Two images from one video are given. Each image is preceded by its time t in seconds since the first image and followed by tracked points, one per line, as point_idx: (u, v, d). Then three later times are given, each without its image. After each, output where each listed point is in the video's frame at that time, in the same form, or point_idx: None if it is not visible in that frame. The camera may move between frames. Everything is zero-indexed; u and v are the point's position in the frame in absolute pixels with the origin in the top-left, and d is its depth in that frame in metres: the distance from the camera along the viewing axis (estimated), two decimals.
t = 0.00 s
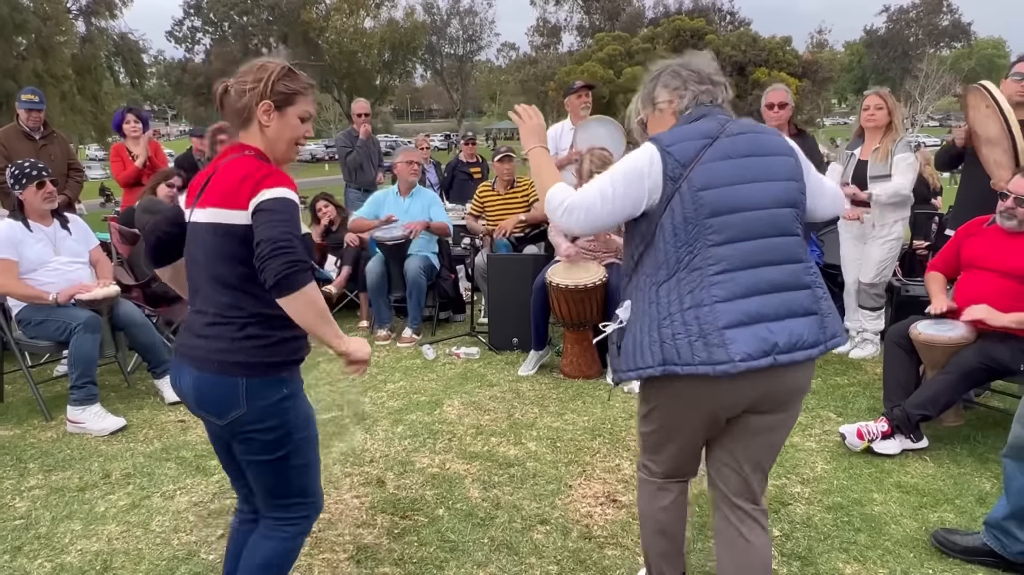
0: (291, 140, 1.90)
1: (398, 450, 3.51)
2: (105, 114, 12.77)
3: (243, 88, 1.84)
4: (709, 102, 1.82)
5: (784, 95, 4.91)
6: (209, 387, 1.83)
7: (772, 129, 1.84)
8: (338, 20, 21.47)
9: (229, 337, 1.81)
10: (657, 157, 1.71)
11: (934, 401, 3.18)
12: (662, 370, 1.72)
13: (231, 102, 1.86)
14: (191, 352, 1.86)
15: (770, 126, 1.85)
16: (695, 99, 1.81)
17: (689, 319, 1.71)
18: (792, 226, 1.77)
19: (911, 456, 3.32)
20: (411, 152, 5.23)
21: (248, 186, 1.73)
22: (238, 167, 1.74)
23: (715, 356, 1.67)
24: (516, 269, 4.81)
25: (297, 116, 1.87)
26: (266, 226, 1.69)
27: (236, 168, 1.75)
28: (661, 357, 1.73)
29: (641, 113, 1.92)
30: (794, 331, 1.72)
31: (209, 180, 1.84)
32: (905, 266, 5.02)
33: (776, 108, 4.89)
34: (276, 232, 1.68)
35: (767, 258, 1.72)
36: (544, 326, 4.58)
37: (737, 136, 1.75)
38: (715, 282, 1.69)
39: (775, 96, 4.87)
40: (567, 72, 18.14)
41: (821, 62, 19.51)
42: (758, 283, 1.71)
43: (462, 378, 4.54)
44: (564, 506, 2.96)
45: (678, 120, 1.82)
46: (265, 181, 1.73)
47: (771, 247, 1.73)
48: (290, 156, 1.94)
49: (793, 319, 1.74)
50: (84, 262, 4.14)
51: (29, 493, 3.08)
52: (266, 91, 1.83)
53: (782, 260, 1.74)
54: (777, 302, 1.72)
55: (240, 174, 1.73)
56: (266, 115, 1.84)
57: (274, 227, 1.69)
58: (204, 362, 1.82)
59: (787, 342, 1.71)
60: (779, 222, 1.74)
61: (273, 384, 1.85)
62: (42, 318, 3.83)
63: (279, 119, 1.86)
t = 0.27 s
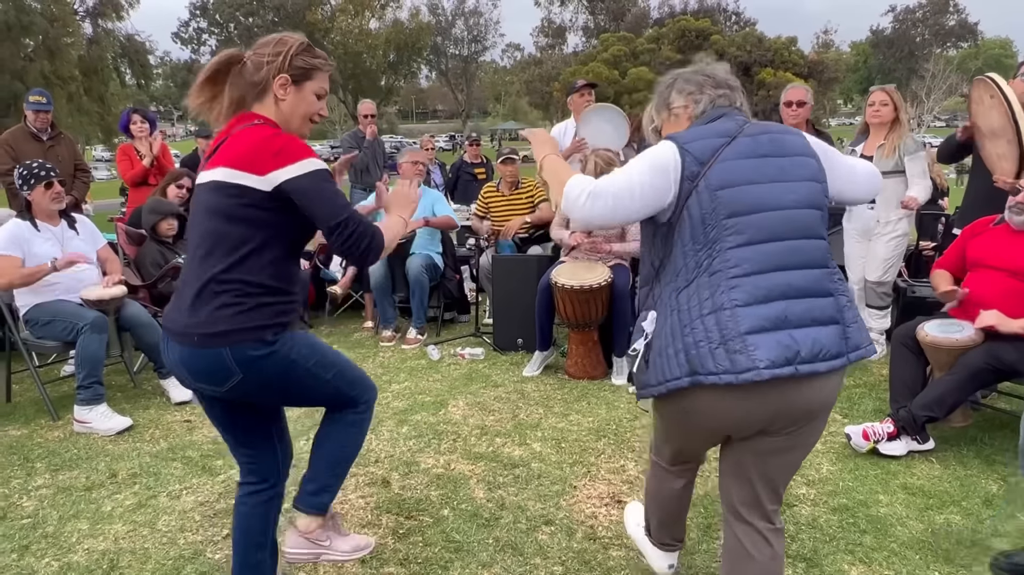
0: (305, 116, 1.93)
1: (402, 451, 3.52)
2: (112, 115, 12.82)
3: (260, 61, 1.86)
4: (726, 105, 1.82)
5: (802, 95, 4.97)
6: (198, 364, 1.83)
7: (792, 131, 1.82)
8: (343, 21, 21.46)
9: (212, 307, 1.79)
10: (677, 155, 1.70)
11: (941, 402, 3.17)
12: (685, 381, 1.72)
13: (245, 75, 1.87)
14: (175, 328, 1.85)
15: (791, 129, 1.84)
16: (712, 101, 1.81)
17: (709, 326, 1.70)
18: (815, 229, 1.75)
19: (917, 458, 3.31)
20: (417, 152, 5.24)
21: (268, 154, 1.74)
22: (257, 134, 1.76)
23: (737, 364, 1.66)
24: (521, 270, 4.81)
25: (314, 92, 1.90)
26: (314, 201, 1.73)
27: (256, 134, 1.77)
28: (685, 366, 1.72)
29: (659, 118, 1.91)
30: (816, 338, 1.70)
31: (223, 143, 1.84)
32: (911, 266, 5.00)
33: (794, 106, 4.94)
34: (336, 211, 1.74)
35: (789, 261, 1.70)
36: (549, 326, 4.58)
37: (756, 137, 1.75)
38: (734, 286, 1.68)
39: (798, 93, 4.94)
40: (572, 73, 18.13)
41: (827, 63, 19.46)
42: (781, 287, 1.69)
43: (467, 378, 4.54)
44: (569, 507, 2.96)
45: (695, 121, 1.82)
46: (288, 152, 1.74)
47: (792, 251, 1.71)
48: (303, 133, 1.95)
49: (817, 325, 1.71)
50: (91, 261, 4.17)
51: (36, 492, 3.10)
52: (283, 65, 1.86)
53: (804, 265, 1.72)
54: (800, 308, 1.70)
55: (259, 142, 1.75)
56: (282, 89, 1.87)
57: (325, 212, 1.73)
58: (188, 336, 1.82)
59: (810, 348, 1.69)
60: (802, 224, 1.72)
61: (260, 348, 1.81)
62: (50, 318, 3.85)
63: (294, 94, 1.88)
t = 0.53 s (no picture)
0: (315, 155, 1.92)
1: (410, 451, 3.52)
2: (122, 116, 12.90)
3: (270, 102, 1.86)
4: (743, 139, 1.62)
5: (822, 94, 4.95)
6: (229, 409, 1.87)
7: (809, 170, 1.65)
8: (352, 23, 21.45)
9: (243, 355, 1.83)
10: (685, 203, 1.53)
11: (951, 405, 3.15)
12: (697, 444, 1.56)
13: (256, 111, 1.87)
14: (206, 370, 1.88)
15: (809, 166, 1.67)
16: (727, 134, 1.61)
17: (718, 387, 1.53)
18: (832, 283, 1.60)
19: (927, 461, 3.29)
20: (427, 154, 5.25)
21: (278, 202, 1.74)
22: (267, 182, 1.76)
23: (752, 431, 1.50)
24: (529, 272, 4.81)
25: (322, 131, 1.89)
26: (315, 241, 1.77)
27: (265, 181, 1.77)
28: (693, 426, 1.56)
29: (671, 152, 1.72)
30: (830, 402, 1.56)
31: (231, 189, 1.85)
32: (922, 268, 4.96)
33: (811, 107, 4.95)
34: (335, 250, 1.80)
35: (803, 319, 1.55)
36: (556, 328, 4.58)
37: (773, 181, 1.58)
38: (747, 345, 1.51)
39: (815, 94, 4.93)
40: (580, 73, 18.11)
41: (836, 63, 19.39)
42: (795, 347, 1.54)
43: (475, 379, 4.54)
44: (576, 508, 2.96)
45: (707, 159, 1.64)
46: (301, 202, 1.76)
47: (807, 305, 1.56)
48: (312, 172, 1.95)
49: (832, 387, 1.57)
50: (101, 261, 4.19)
51: (46, 491, 3.12)
52: (292, 106, 1.85)
53: (820, 321, 1.57)
54: (815, 367, 1.56)
55: (269, 191, 1.75)
56: (291, 128, 1.86)
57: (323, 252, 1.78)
58: (219, 381, 1.86)
59: (821, 414, 1.55)
60: (817, 278, 1.57)
61: (286, 398, 1.86)
62: (60, 318, 3.88)
63: (304, 133, 1.88)
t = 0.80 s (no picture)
0: (340, 120, 1.97)
1: (421, 452, 3.53)
2: (136, 118, 13.00)
3: (300, 63, 1.91)
4: (724, 99, 1.49)
5: (839, 94, 4.91)
6: (245, 353, 1.87)
7: (800, 128, 1.51)
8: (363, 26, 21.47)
9: (264, 300, 1.86)
10: (658, 171, 1.40)
11: (967, 408, 3.12)
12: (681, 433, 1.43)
13: (285, 76, 1.92)
14: (226, 316, 1.90)
15: (799, 122, 1.52)
16: (707, 95, 1.49)
17: (701, 370, 1.39)
18: (827, 250, 1.46)
19: (942, 465, 3.25)
20: (435, 156, 5.28)
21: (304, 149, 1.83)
22: (292, 132, 1.85)
23: (740, 418, 1.37)
24: (540, 273, 4.81)
25: (350, 96, 1.94)
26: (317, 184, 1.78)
27: (290, 133, 1.86)
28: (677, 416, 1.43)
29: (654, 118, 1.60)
30: (829, 377, 1.44)
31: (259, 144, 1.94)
32: (937, 270, 4.92)
33: (829, 106, 4.90)
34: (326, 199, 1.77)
35: (794, 293, 1.42)
36: (566, 329, 4.57)
37: (754, 142, 1.42)
38: (733, 325, 1.37)
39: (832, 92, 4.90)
40: (591, 75, 18.08)
41: (849, 64, 19.25)
42: (784, 326, 1.40)
43: (485, 380, 4.54)
44: (587, 511, 2.95)
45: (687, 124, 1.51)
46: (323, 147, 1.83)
47: (797, 278, 1.42)
48: (337, 137, 1.99)
49: (829, 363, 1.45)
50: (115, 262, 4.22)
51: (61, 490, 3.15)
52: (322, 69, 1.90)
53: (811, 292, 1.44)
54: (808, 346, 1.42)
55: (295, 140, 1.84)
56: (320, 91, 1.90)
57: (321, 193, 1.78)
58: (241, 323, 1.87)
59: (822, 393, 1.42)
60: (809, 246, 1.43)
61: (307, 344, 1.88)
62: (74, 318, 3.92)
63: (332, 97, 1.92)
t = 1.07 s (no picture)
0: (352, 136, 1.97)
1: (433, 453, 3.54)
2: (153, 120, 13.13)
3: (308, 82, 1.91)
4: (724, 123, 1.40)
5: (854, 96, 4.87)
6: (288, 384, 1.93)
7: (802, 169, 1.41)
8: (377, 28, 21.47)
9: (300, 332, 1.90)
10: (645, 212, 1.31)
11: (985, 412, 3.09)
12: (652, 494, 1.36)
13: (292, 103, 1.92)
14: (261, 351, 1.93)
15: (803, 165, 1.42)
16: (705, 117, 1.39)
17: (675, 432, 1.32)
18: (822, 309, 1.37)
19: (959, 470, 3.22)
20: (448, 158, 5.25)
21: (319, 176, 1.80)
22: (306, 158, 1.82)
23: (712, 484, 1.29)
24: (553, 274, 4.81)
25: (360, 111, 1.95)
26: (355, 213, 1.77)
27: (305, 159, 1.83)
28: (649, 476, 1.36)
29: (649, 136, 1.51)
30: (819, 449, 1.34)
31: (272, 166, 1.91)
32: (954, 273, 4.87)
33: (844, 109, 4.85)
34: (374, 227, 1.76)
35: (781, 352, 1.33)
36: (579, 331, 4.57)
37: (749, 185, 1.34)
38: (712, 385, 1.30)
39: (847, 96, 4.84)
40: (605, 76, 18.02)
41: (865, 65, 19.09)
42: (769, 387, 1.32)
43: (497, 382, 4.54)
44: (599, 513, 2.94)
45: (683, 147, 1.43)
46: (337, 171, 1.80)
47: (787, 338, 1.33)
48: (348, 151, 2.00)
49: (819, 432, 1.35)
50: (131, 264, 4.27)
51: (78, 487, 3.18)
52: (331, 86, 1.91)
53: (801, 355, 1.35)
54: (794, 411, 1.33)
55: (310, 167, 1.81)
56: (330, 108, 1.91)
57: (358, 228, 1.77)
58: (277, 359, 1.91)
59: (807, 466, 1.32)
60: (800, 305, 1.34)
61: (347, 366, 1.95)
62: (92, 317, 3.96)
63: (342, 114, 1.93)
